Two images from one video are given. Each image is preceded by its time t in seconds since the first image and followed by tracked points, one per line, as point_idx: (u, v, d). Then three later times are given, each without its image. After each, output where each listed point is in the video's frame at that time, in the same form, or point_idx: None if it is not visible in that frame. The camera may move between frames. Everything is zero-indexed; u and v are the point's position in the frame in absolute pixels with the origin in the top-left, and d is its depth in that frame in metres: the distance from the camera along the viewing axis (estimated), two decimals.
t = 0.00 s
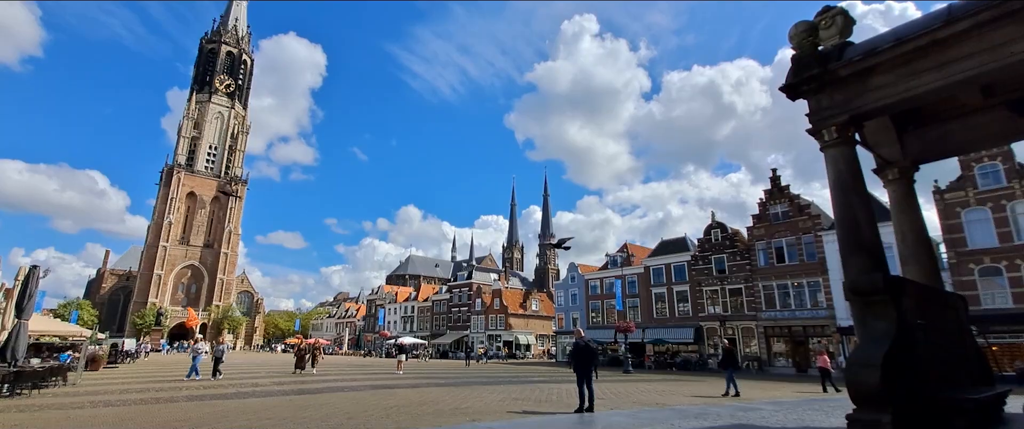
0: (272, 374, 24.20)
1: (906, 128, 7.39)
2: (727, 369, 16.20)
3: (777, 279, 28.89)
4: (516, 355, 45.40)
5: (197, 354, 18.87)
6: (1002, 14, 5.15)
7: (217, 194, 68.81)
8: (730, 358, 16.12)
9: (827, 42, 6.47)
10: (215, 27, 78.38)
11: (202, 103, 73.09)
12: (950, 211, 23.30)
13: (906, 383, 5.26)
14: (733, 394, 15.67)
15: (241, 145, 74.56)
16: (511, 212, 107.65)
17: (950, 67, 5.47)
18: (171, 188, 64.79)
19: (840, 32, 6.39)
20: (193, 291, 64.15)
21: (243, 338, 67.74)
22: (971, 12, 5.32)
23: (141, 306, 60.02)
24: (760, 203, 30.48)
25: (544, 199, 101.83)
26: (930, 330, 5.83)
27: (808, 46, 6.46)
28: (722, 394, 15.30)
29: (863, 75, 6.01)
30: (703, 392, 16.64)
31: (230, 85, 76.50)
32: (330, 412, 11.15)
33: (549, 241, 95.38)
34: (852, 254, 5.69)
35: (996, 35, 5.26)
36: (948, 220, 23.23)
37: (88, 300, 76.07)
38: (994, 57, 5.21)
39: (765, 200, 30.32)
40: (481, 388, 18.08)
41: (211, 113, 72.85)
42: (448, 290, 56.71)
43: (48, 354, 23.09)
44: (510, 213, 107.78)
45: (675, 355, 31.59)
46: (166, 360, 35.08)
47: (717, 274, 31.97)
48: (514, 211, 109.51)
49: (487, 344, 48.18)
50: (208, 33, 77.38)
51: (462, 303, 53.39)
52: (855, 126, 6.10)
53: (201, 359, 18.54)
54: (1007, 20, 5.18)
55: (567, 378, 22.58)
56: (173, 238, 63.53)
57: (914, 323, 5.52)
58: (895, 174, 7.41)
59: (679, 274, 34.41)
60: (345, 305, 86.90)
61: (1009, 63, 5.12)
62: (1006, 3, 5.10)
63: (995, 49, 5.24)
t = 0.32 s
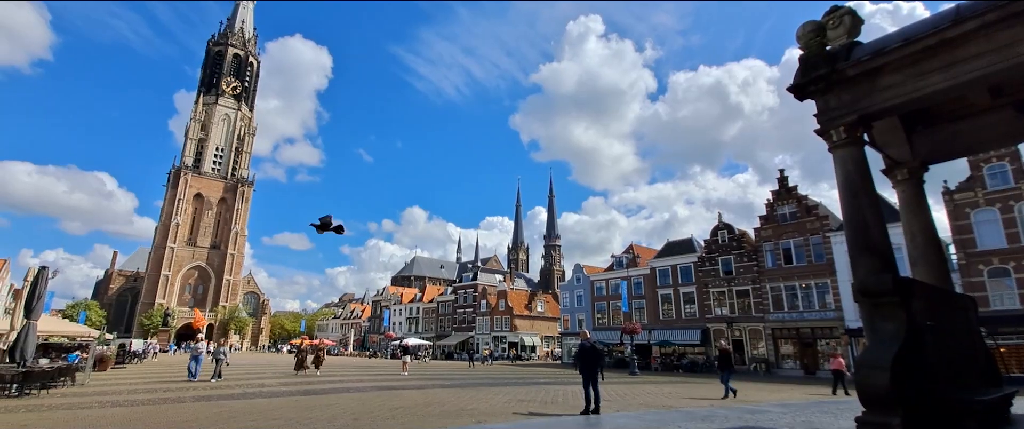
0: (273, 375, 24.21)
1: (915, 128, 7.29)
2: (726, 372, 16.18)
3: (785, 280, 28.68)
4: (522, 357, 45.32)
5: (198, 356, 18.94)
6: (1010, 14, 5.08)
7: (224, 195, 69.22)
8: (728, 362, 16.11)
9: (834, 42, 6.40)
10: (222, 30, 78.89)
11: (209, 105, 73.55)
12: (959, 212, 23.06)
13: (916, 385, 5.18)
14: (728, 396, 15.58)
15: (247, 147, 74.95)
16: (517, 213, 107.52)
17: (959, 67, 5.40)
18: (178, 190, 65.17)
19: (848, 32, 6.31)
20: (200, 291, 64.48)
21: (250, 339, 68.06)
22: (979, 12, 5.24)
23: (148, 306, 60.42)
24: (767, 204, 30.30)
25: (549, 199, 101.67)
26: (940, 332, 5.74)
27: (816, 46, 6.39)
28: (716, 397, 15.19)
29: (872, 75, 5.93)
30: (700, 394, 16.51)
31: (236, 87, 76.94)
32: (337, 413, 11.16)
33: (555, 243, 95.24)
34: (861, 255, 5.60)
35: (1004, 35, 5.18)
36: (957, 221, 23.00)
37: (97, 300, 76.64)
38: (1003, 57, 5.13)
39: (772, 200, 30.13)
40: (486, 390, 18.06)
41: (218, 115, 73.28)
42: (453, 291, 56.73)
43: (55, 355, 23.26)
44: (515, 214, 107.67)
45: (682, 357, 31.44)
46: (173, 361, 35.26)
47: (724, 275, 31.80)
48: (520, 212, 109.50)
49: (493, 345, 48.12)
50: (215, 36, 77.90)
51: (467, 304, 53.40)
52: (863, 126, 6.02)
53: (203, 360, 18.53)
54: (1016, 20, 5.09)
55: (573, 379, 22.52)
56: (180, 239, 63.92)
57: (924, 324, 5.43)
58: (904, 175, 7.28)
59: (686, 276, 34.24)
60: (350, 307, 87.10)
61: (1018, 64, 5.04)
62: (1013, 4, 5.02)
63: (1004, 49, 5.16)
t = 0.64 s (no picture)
0: (292, 377, 24.55)
1: (944, 123, 7.05)
2: (737, 375, 15.99)
3: (809, 281, 28.12)
4: (540, 358, 45.22)
5: (216, 357, 19.23)
6: None
7: (245, 200, 70.57)
8: (740, 365, 15.89)
9: (858, 37, 6.24)
10: (242, 38, 80.53)
11: (231, 112, 75.07)
12: (989, 209, 22.36)
13: (947, 388, 5.00)
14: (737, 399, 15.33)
15: (268, 152, 76.29)
16: (534, 215, 107.38)
17: (988, 60, 5.22)
18: (202, 195, 66.60)
19: (872, 26, 6.16)
20: (223, 294, 65.76)
21: (272, 341, 69.22)
22: (1008, 4, 5.06)
23: (174, 309, 61.87)
24: (789, 203, 29.76)
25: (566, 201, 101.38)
26: (972, 333, 5.55)
27: (839, 42, 6.24)
28: (725, 399, 14.93)
29: (897, 70, 5.77)
30: (709, 395, 16.25)
31: (257, 94, 78.43)
32: (359, 414, 11.27)
33: (572, 244, 94.87)
34: (888, 255, 5.44)
35: None
36: (988, 219, 22.31)
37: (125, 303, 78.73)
38: None
39: (795, 199, 29.58)
40: (506, 392, 18.08)
41: (239, 122, 74.76)
42: (471, 293, 56.89)
43: (84, 356, 23.93)
44: (532, 216, 107.53)
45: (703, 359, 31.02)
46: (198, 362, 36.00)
47: (746, 276, 31.30)
48: (537, 214, 109.28)
49: (511, 347, 48.12)
50: (236, 44, 79.56)
51: (485, 306, 53.49)
52: (890, 123, 5.83)
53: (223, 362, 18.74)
54: None
55: (593, 381, 22.37)
56: (204, 243, 65.33)
57: (955, 325, 5.25)
58: (934, 172, 7.08)
59: (706, 277, 33.82)
60: (369, 308, 87.92)
61: None
62: None
63: None
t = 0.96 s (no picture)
0: (326, 379, 25.10)
1: (993, 112, 6.61)
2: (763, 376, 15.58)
3: (852, 279, 27.09)
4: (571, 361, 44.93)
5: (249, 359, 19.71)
6: None
7: (280, 207, 72.55)
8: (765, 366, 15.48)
9: (898, 25, 5.96)
10: (275, 50, 83.00)
11: (265, 122, 77.43)
12: None
13: (1003, 390, 4.72)
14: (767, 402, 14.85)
15: (300, 160, 78.32)
16: (562, 216, 106.94)
17: None
18: (239, 203, 68.82)
19: (913, 13, 5.87)
20: (260, 299, 67.73)
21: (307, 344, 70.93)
22: None
23: (215, 313, 64.08)
24: (828, 199, 28.78)
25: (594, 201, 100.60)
26: None
27: (878, 31, 5.99)
28: (755, 402, 14.47)
29: (941, 59, 5.50)
30: (739, 399, 15.78)
31: (289, 104, 80.66)
32: (392, 416, 11.41)
33: (602, 245, 94.06)
34: (937, 251, 5.16)
35: None
36: None
37: (169, 308, 81.99)
38: None
39: (834, 195, 28.59)
40: (538, 394, 18.02)
41: (273, 131, 77.03)
42: (500, 296, 56.99)
43: (133, 359, 25.04)
44: (561, 217, 107.10)
45: (741, 361, 30.22)
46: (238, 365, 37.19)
47: (784, 275, 30.40)
48: (565, 215, 108.78)
49: (541, 349, 47.95)
50: (269, 56, 82.10)
51: (515, 308, 53.51)
52: (935, 113, 5.54)
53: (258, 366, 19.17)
54: None
55: (626, 384, 22.12)
56: (242, 250, 67.49)
57: (1011, 324, 4.94)
58: (982, 163, 6.73)
59: (741, 276, 33.00)
60: (400, 312, 89.08)
61: None
62: None
63: None
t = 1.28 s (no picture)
0: (362, 381, 25.53)
1: None
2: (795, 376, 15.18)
3: (904, 274, 25.83)
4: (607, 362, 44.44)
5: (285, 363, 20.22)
6: None
7: (316, 214, 74.48)
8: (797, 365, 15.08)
9: (947, 5, 5.58)
10: (308, 62, 85.54)
11: (301, 132, 79.77)
12: None
13: None
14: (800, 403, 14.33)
15: (335, 168, 80.26)
16: (595, 216, 106.03)
17: None
18: (278, 211, 71.06)
19: None
20: (300, 304, 69.71)
21: (346, 347, 72.62)
22: None
23: (258, 318, 66.32)
24: (876, 190, 27.54)
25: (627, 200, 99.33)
26: None
27: (926, 12, 5.66)
28: (787, 404, 14.00)
29: (997, 39, 5.14)
30: (770, 400, 15.32)
31: (323, 114, 82.82)
32: (431, 417, 11.54)
33: (635, 244, 92.77)
34: (997, 243, 4.83)
35: None
36: None
37: (216, 314, 85.36)
38: None
39: (882, 186, 27.34)
40: (576, 396, 17.85)
41: (308, 141, 79.24)
42: (534, 297, 56.90)
43: (185, 363, 26.19)
44: (593, 217, 106.21)
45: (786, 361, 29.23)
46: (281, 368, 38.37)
47: (830, 271, 29.27)
48: (597, 215, 107.75)
49: (577, 351, 47.60)
50: (302, 67, 84.59)
51: (549, 310, 53.31)
52: (992, 96, 5.20)
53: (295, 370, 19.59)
54: None
55: (666, 385, 21.73)
56: (282, 257, 69.64)
57: None
58: None
59: (784, 273, 31.95)
60: (435, 315, 90.04)
61: None
62: None
63: None
